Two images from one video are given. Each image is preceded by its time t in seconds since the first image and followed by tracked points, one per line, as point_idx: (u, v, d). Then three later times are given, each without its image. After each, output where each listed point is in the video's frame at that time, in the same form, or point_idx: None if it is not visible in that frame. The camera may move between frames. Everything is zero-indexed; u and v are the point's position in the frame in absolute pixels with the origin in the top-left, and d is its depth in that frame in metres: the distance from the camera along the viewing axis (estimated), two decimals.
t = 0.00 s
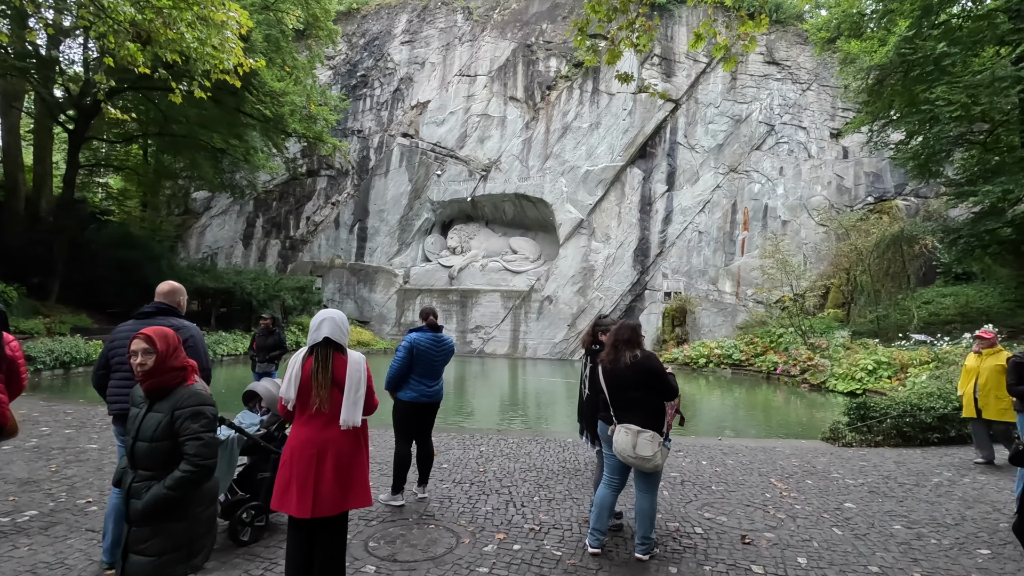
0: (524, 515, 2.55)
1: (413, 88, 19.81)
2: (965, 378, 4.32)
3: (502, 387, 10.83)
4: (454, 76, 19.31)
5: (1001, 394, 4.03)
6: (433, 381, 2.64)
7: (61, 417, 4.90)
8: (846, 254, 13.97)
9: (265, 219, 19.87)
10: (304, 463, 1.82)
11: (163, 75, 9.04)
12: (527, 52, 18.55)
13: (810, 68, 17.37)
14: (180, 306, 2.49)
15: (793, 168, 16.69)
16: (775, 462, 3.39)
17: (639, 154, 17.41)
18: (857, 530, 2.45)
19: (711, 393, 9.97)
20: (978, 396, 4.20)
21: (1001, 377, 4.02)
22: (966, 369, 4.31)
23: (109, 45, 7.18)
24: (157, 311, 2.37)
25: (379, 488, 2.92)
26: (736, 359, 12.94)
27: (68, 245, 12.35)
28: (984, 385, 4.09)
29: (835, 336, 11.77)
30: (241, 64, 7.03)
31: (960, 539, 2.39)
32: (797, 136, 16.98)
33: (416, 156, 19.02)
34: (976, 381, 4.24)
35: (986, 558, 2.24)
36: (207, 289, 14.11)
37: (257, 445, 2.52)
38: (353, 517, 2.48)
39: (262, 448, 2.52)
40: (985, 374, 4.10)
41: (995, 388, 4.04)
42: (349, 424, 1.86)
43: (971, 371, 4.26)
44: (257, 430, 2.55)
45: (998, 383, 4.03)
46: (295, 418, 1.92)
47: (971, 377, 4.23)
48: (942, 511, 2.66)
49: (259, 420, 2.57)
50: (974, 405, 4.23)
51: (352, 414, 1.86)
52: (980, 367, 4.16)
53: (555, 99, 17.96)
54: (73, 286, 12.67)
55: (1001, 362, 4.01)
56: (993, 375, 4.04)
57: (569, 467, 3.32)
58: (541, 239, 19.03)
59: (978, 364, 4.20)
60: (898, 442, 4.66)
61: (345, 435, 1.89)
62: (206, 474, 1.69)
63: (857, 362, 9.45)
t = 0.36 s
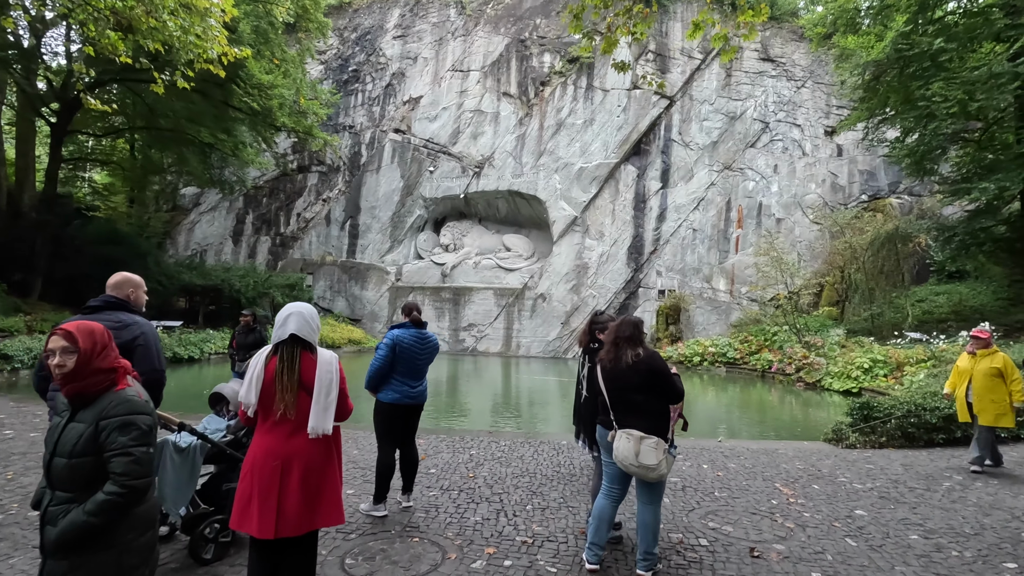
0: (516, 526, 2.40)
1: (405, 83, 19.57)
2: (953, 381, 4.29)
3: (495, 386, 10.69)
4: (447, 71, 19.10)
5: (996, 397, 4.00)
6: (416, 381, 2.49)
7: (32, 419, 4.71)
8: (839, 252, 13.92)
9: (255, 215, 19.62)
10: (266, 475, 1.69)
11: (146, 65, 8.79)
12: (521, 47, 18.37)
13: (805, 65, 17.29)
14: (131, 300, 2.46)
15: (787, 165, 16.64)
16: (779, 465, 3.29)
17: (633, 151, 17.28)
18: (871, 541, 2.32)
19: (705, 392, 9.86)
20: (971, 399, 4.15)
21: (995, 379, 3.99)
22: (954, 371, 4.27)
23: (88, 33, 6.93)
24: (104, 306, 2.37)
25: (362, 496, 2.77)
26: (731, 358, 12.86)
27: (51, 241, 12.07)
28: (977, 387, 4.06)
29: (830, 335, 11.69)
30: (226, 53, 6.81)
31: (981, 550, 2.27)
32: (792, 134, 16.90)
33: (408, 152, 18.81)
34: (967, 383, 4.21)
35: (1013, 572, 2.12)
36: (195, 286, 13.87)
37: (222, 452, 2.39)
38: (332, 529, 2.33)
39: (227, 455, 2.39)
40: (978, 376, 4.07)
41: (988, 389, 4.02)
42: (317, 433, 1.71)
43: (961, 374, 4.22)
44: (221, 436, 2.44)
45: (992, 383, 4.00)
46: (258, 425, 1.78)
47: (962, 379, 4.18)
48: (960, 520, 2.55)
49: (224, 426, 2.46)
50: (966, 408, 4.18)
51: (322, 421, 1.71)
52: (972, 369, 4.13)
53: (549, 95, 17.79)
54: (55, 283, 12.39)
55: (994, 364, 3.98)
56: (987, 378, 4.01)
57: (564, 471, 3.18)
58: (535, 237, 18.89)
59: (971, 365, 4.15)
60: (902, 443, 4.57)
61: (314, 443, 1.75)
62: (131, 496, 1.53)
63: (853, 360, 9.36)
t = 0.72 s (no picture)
0: (508, 543, 2.23)
1: (399, 78, 19.33)
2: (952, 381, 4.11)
3: (489, 384, 10.53)
4: (441, 66, 18.88)
5: (995, 396, 3.81)
6: (397, 381, 2.32)
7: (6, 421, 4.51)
8: (836, 249, 13.82)
9: (246, 212, 19.38)
10: (216, 495, 1.54)
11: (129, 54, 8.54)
12: (516, 42, 18.17)
13: (802, 61, 17.17)
14: (71, 294, 2.12)
15: (784, 162, 16.53)
16: (787, 470, 3.22)
17: (629, 148, 17.13)
18: (895, 557, 2.18)
19: (702, 391, 9.70)
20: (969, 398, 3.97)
21: (994, 376, 3.82)
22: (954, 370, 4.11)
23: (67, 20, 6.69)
24: (36, 300, 2.04)
25: (344, 508, 2.59)
26: (727, 356, 12.73)
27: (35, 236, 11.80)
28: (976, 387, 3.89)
29: (827, 333, 11.59)
30: (211, 42, 6.58)
31: (1011, 565, 2.15)
32: (788, 130, 16.78)
33: (402, 147, 18.59)
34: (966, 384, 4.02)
35: None
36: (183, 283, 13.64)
37: (181, 464, 2.19)
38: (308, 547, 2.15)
39: (187, 468, 2.20)
40: (976, 373, 3.90)
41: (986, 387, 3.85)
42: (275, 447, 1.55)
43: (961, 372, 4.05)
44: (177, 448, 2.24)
45: (990, 382, 3.83)
46: (211, 437, 1.63)
47: (961, 377, 4.01)
48: (986, 532, 2.43)
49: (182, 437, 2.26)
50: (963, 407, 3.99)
51: (281, 433, 1.55)
52: (972, 366, 3.96)
53: (544, 91, 17.60)
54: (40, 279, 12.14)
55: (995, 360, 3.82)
56: (986, 374, 3.85)
57: (559, 479, 3.02)
58: (530, 233, 18.74)
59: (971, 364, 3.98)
60: (911, 445, 4.45)
61: (273, 458, 1.59)
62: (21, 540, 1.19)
63: (852, 358, 9.25)
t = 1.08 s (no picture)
0: (504, 561, 2.06)
1: (395, 72, 19.08)
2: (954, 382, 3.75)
3: (485, 382, 10.35)
4: (437, 60, 18.65)
5: (1004, 399, 3.45)
6: (381, 382, 2.15)
7: None
8: (836, 246, 13.69)
9: (240, 207, 19.14)
10: (161, 522, 1.32)
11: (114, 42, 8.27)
12: (513, 36, 17.95)
13: (802, 57, 17.03)
14: (9, 286, 1.87)
15: (783, 158, 16.40)
16: (803, 476, 3.16)
17: (627, 143, 16.96)
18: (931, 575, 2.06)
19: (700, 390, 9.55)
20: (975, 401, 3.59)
21: (1002, 376, 3.45)
22: (957, 370, 3.75)
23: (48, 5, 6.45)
24: None
25: (326, 521, 2.42)
26: (726, 354, 12.57)
27: (21, 230, 11.55)
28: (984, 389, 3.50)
29: (827, 331, 11.47)
30: (198, 29, 6.34)
31: None
32: (788, 126, 16.65)
33: (398, 142, 18.36)
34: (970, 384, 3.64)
35: None
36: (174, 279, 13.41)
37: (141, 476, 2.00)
38: (287, 567, 1.98)
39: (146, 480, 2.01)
40: (982, 373, 3.54)
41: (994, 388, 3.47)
42: (233, 464, 1.33)
43: (964, 373, 3.69)
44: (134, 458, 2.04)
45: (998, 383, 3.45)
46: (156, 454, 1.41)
47: (966, 378, 3.65)
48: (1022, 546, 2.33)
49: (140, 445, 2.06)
50: (967, 411, 3.61)
51: (239, 447, 1.34)
52: (977, 366, 3.61)
53: (541, 85, 17.40)
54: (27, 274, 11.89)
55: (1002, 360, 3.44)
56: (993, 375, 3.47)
57: (558, 486, 2.85)
58: (527, 230, 18.57)
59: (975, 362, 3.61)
60: (927, 448, 4.30)
61: (232, 477, 1.38)
62: None
63: (854, 356, 9.11)
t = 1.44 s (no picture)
0: None
1: (391, 67, 18.87)
2: (967, 385, 3.44)
3: (482, 381, 10.21)
4: (434, 55, 18.45)
5: None
6: (364, 382, 2.01)
7: None
8: (836, 244, 13.57)
9: (234, 203, 18.92)
10: (87, 557, 1.13)
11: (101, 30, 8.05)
12: (511, 31, 17.75)
13: (802, 54, 16.89)
14: None
15: (782, 156, 16.29)
16: (818, 480, 3.23)
17: (626, 140, 16.80)
18: None
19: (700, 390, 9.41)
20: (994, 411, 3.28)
21: None
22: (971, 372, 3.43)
23: None
24: None
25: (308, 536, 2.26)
26: (725, 353, 12.44)
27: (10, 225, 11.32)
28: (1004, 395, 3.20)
29: (829, 330, 11.33)
30: (188, 17, 6.15)
31: None
32: (787, 124, 16.52)
33: (394, 138, 18.15)
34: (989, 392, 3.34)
35: None
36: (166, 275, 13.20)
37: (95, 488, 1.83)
38: None
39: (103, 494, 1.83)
40: (1002, 380, 3.22)
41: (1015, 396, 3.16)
42: (173, 488, 1.16)
43: (980, 377, 3.38)
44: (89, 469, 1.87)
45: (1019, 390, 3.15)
46: (81, 475, 1.22)
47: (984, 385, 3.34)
48: None
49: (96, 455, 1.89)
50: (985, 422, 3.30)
51: (181, 468, 1.16)
52: (995, 371, 3.28)
53: (539, 81, 17.23)
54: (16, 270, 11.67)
55: None
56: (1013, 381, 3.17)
57: (559, 495, 2.69)
58: (524, 227, 18.41)
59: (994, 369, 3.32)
60: (943, 453, 4.19)
61: (174, 501, 1.19)
62: None
63: (856, 356, 8.99)
